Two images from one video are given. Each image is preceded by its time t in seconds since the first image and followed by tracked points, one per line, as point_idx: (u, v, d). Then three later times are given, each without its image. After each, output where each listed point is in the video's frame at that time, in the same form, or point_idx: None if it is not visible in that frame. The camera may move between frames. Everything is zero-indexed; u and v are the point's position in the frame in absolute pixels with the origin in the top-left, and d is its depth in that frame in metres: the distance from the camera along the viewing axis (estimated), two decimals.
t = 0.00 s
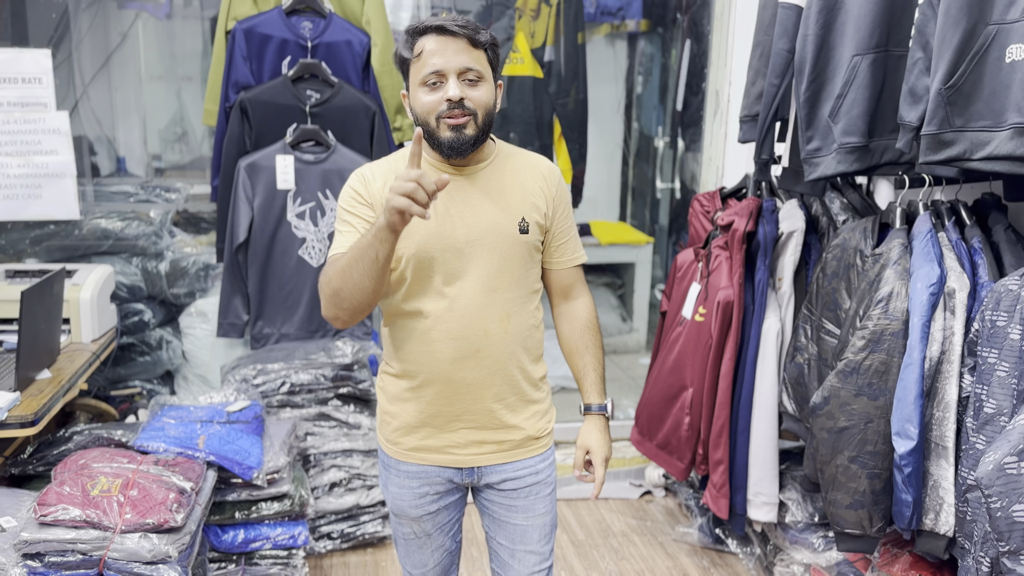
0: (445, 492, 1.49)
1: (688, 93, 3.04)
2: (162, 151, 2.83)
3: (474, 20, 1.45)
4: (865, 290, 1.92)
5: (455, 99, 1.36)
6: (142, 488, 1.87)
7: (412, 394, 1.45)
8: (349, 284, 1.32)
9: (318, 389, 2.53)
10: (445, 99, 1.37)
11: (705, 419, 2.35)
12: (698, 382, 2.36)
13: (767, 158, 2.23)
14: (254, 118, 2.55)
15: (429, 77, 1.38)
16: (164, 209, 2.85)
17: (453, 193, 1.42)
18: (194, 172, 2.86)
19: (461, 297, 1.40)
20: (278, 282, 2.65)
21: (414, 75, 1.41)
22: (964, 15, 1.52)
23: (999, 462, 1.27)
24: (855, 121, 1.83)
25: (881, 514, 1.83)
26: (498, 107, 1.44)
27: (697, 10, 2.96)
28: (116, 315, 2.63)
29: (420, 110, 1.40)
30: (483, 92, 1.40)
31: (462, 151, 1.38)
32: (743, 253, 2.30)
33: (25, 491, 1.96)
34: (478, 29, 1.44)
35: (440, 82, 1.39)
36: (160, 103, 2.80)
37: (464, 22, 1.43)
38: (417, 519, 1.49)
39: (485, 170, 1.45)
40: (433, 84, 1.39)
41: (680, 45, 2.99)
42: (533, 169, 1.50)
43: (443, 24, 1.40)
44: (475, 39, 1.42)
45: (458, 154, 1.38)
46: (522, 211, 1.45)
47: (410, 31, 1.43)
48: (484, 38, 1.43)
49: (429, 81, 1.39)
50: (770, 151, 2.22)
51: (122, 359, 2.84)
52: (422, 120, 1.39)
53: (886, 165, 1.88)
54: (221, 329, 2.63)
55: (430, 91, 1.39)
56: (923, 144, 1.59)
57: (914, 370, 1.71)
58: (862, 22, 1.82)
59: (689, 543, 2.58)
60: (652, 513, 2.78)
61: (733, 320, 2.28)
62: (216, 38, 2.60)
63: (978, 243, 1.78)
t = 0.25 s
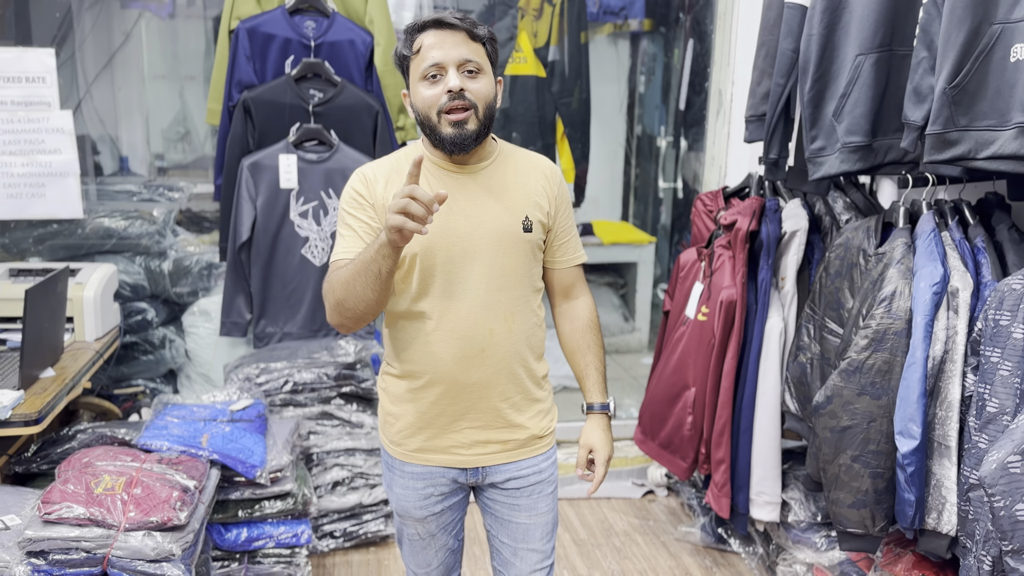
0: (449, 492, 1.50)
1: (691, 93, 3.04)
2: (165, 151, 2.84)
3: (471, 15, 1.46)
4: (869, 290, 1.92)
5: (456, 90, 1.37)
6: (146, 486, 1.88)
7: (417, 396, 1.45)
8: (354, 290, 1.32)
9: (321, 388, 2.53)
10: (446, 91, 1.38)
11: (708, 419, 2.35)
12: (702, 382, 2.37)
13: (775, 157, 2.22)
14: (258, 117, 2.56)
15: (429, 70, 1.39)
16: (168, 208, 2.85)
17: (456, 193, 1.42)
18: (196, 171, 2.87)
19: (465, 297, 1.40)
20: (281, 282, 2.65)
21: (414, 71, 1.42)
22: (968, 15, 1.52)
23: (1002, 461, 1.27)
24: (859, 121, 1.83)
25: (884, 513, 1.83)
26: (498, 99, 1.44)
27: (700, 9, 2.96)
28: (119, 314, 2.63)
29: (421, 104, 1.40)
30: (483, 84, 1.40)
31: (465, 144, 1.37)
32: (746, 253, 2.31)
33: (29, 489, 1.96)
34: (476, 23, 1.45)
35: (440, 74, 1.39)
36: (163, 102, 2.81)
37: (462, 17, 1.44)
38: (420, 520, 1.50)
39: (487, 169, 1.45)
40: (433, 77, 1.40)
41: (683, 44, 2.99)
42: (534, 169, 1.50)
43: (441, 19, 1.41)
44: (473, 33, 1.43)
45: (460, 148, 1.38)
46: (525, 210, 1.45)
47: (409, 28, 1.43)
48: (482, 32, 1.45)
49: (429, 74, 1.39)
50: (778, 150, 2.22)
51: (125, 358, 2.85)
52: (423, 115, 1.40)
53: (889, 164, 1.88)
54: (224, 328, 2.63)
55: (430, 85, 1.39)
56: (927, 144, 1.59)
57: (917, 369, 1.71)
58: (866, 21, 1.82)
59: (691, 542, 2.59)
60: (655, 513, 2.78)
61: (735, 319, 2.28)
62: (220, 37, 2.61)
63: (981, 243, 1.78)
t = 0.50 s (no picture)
0: (450, 492, 1.50)
1: (693, 93, 3.04)
2: (168, 150, 2.84)
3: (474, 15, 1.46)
4: (871, 290, 1.92)
5: (456, 87, 1.37)
6: (148, 486, 1.88)
7: (417, 396, 1.45)
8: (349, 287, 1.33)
9: (323, 388, 2.54)
10: (446, 88, 1.38)
11: (711, 419, 2.35)
12: (705, 383, 2.37)
13: (777, 158, 2.22)
14: (260, 117, 2.56)
15: (430, 68, 1.40)
16: (170, 208, 2.86)
17: (456, 193, 1.42)
18: (199, 171, 2.87)
19: (465, 296, 1.41)
20: (283, 281, 2.65)
21: (416, 69, 1.42)
22: (970, 15, 1.51)
23: (1003, 461, 1.27)
24: (861, 121, 1.83)
25: (885, 513, 1.83)
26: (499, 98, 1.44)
27: (702, 9, 2.96)
28: (121, 313, 2.63)
29: (421, 100, 1.40)
30: (484, 82, 1.41)
31: (465, 140, 1.37)
32: (748, 253, 2.31)
33: (32, 488, 1.97)
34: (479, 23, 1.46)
35: (441, 72, 1.40)
36: (165, 102, 2.81)
37: (465, 16, 1.44)
38: (421, 520, 1.50)
39: (488, 170, 1.45)
40: (435, 74, 1.40)
41: (685, 44, 2.99)
42: (535, 169, 1.50)
43: (443, 18, 1.42)
44: (475, 32, 1.43)
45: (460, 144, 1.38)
46: (525, 210, 1.45)
47: (411, 27, 1.44)
48: (484, 31, 1.45)
49: (430, 72, 1.40)
50: (781, 150, 2.22)
51: (128, 357, 2.85)
52: (423, 111, 1.40)
53: (892, 164, 1.88)
54: (226, 328, 2.63)
55: (431, 82, 1.40)
56: (929, 144, 1.59)
57: (919, 370, 1.71)
58: (868, 21, 1.82)
59: (693, 542, 2.59)
60: (656, 513, 2.78)
61: (738, 320, 2.28)
62: (222, 37, 2.61)
63: (983, 243, 1.78)
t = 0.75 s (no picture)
0: (450, 492, 1.50)
1: (695, 93, 3.03)
2: (170, 150, 2.84)
3: (477, 18, 1.45)
4: (872, 290, 1.92)
5: (457, 94, 1.37)
6: (150, 485, 1.89)
7: (416, 397, 1.45)
8: (335, 289, 1.34)
9: (324, 387, 2.54)
10: (447, 94, 1.38)
11: (713, 419, 2.35)
12: (709, 384, 2.37)
13: (777, 158, 2.22)
14: (262, 117, 2.56)
15: (431, 72, 1.39)
16: (172, 207, 2.86)
17: (453, 194, 1.42)
18: (200, 172, 2.85)
19: (462, 297, 1.41)
20: (284, 281, 2.66)
21: (416, 71, 1.42)
22: (972, 15, 1.51)
23: (1005, 462, 1.27)
24: (863, 121, 1.83)
25: (887, 514, 1.83)
26: (500, 103, 1.44)
27: (704, 9, 2.96)
28: (123, 312, 2.64)
29: (422, 105, 1.41)
30: (485, 88, 1.41)
31: (464, 146, 1.38)
32: (750, 253, 2.31)
33: (34, 488, 1.97)
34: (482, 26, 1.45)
35: (442, 76, 1.40)
36: (167, 101, 2.81)
37: (467, 19, 1.43)
38: (421, 520, 1.50)
39: (485, 170, 1.45)
40: (435, 79, 1.40)
41: (686, 44, 2.99)
42: (533, 169, 1.50)
43: (445, 21, 1.41)
44: (479, 36, 1.42)
45: (459, 149, 1.39)
46: (522, 210, 1.45)
47: (413, 28, 1.44)
48: (487, 35, 1.44)
49: (431, 76, 1.40)
50: (780, 151, 2.22)
51: (130, 357, 2.86)
52: (423, 116, 1.40)
53: (893, 165, 1.88)
54: (228, 327, 2.64)
55: (432, 87, 1.40)
56: (930, 144, 1.59)
57: (921, 370, 1.71)
58: (870, 21, 1.82)
59: (694, 542, 2.59)
60: (658, 513, 2.78)
61: (739, 320, 2.28)
62: (224, 37, 2.62)
63: (985, 244, 1.78)
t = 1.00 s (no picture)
0: (450, 491, 1.50)
1: (696, 93, 3.03)
2: (171, 150, 2.84)
3: (464, 21, 1.44)
4: (874, 291, 1.92)
5: (445, 104, 1.37)
6: (151, 486, 1.89)
7: (415, 399, 1.46)
8: (323, 302, 1.36)
9: (326, 388, 2.54)
10: (436, 105, 1.38)
11: (714, 419, 2.35)
12: (710, 384, 2.37)
13: (778, 159, 2.22)
14: (263, 117, 2.56)
15: (420, 81, 1.39)
16: (174, 208, 2.86)
17: (446, 197, 1.43)
18: (203, 170, 2.88)
19: (457, 299, 1.41)
20: (286, 281, 2.66)
21: (406, 79, 1.42)
22: (973, 17, 1.51)
23: (1007, 464, 1.27)
24: (864, 122, 1.83)
25: (888, 515, 1.83)
26: (491, 108, 1.44)
27: (705, 9, 2.96)
28: (125, 313, 2.64)
29: (411, 114, 1.41)
30: (474, 95, 1.41)
31: (455, 155, 1.38)
32: (751, 254, 2.31)
33: (36, 488, 1.97)
34: (469, 30, 1.43)
35: (431, 86, 1.39)
36: (169, 102, 2.81)
37: (454, 24, 1.42)
38: (420, 518, 1.50)
39: (479, 171, 1.45)
40: (424, 88, 1.40)
41: (688, 44, 2.99)
42: (529, 168, 1.49)
43: (433, 27, 1.40)
44: (466, 41, 1.41)
45: (450, 157, 1.39)
46: (516, 211, 1.45)
47: (401, 34, 1.43)
48: (475, 39, 1.43)
49: (420, 85, 1.40)
50: (781, 152, 2.22)
51: (132, 357, 2.86)
52: (413, 125, 1.40)
53: (895, 166, 1.88)
54: (230, 328, 2.64)
55: (421, 95, 1.40)
56: (932, 145, 1.59)
57: (922, 371, 1.71)
58: (871, 22, 1.82)
59: (695, 543, 2.59)
60: (659, 513, 2.78)
61: (741, 320, 2.28)
62: (225, 37, 2.62)
63: (987, 245, 1.78)
